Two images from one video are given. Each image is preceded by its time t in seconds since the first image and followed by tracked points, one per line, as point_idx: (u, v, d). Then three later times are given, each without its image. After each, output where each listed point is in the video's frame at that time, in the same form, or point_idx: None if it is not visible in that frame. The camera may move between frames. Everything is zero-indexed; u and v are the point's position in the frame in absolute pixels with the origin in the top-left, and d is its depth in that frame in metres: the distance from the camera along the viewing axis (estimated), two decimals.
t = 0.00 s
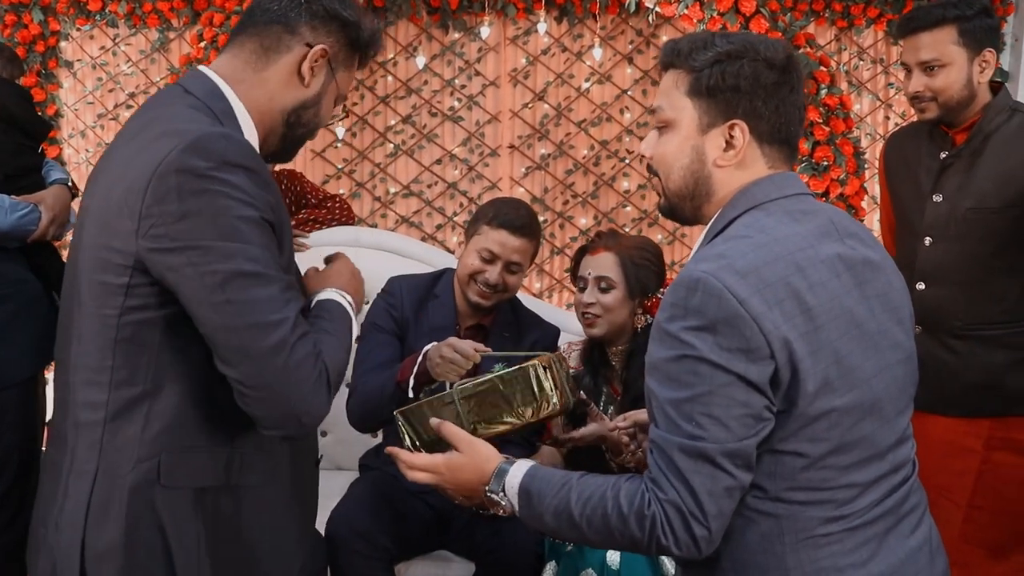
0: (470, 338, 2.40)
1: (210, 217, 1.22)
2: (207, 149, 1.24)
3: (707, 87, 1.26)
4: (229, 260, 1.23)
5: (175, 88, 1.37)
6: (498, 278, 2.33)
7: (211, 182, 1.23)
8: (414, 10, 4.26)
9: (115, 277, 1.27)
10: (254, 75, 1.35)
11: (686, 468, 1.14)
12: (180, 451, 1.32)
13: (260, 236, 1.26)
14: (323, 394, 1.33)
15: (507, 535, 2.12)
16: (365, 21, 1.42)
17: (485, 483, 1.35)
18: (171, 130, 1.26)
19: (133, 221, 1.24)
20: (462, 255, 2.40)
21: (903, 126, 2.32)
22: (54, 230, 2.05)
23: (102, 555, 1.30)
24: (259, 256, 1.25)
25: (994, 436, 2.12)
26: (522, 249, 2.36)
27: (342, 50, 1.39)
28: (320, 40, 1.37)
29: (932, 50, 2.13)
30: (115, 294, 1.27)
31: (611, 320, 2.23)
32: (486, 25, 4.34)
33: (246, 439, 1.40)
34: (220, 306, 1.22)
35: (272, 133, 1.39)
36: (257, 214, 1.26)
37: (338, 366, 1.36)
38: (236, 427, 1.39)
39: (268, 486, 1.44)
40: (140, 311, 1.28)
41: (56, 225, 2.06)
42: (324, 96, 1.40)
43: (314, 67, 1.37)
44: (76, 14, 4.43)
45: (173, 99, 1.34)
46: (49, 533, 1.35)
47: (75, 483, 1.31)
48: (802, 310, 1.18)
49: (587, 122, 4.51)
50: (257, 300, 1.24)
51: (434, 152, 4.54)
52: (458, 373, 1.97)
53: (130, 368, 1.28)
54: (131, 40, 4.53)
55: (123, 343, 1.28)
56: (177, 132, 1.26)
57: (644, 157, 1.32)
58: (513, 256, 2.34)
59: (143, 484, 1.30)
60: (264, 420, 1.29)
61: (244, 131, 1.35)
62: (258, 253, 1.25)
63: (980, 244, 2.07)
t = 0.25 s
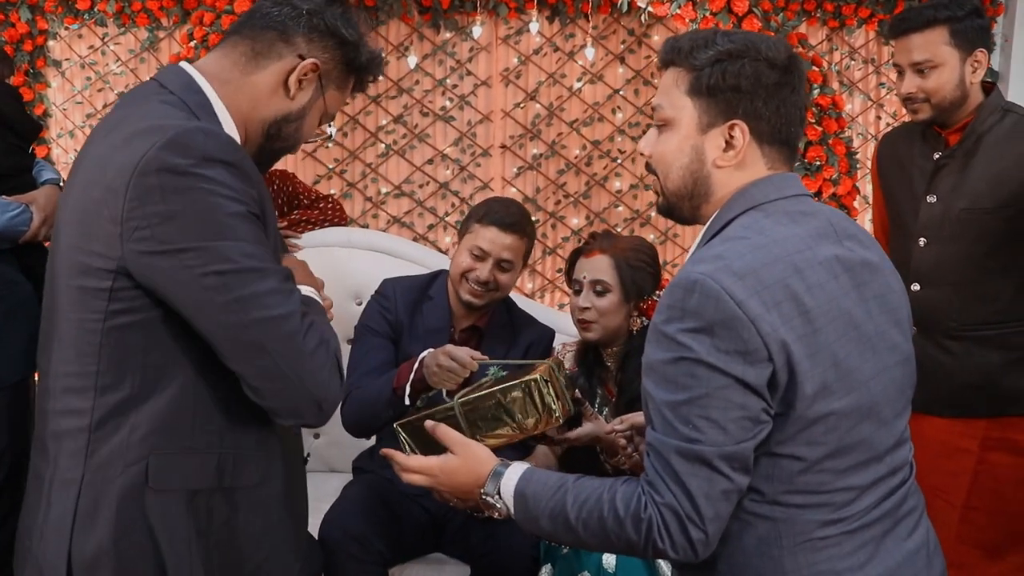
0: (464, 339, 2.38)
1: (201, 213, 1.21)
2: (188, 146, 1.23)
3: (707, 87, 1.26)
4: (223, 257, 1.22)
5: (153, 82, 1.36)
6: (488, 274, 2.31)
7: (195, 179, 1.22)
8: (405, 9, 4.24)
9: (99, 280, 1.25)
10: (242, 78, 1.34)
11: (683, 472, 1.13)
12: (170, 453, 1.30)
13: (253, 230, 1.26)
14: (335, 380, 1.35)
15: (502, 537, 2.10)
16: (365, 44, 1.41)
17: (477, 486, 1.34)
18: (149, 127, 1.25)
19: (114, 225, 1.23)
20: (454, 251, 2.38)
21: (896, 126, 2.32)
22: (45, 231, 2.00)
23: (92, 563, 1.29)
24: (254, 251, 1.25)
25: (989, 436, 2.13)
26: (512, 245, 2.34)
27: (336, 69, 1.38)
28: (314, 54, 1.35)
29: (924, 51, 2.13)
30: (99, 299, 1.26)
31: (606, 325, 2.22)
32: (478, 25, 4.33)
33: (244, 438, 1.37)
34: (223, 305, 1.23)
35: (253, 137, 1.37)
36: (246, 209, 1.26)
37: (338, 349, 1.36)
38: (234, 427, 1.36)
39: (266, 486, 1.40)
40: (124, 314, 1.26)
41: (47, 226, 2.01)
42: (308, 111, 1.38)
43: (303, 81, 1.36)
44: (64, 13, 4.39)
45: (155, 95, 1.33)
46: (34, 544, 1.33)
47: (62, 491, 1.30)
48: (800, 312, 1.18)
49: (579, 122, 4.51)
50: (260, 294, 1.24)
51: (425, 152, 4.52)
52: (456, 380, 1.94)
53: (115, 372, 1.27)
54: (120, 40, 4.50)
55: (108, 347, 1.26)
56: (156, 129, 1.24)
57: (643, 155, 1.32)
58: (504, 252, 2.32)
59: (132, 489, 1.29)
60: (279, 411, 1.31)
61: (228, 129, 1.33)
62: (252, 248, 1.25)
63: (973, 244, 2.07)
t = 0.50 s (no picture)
0: (461, 341, 2.37)
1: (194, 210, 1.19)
2: (175, 143, 1.21)
3: (693, 88, 1.25)
4: (221, 253, 1.21)
5: (135, 75, 1.33)
6: (480, 270, 2.29)
7: (184, 176, 1.20)
8: (399, 9, 4.22)
9: (87, 285, 1.23)
10: (230, 81, 1.32)
11: (684, 475, 1.12)
12: (168, 453, 1.28)
13: (249, 223, 1.25)
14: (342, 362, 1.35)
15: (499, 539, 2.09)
16: (360, 50, 1.38)
17: (478, 490, 1.33)
18: (132, 125, 1.22)
19: (103, 226, 1.21)
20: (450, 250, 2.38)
21: (893, 127, 2.32)
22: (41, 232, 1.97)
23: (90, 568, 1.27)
24: (250, 244, 1.23)
25: (987, 436, 2.13)
26: (506, 242, 2.34)
27: (328, 77, 1.35)
28: (305, 61, 1.33)
29: (921, 51, 2.13)
30: (89, 304, 1.23)
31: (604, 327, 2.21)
32: (472, 24, 4.32)
33: (241, 431, 1.36)
34: (224, 303, 1.22)
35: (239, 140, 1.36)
36: (239, 201, 1.24)
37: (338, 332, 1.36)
38: (231, 422, 1.34)
39: (260, 479, 1.40)
40: (117, 316, 1.24)
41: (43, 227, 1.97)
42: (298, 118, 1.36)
43: (292, 88, 1.33)
44: (56, 13, 4.36)
45: (139, 91, 1.30)
46: (29, 551, 1.31)
47: (55, 498, 1.28)
48: (802, 314, 1.17)
49: (574, 122, 4.50)
50: (263, 283, 1.24)
51: (419, 152, 4.51)
52: (455, 382, 1.93)
53: (108, 375, 1.25)
54: (113, 40, 4.47)
55: (102, 348, 1.24)
56: (139, 126, 1.22)
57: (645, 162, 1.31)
58: (497, 248, 2.33)
59: (131, 492, 1.27)
60: (287, 396, 1.31)
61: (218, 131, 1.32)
62: (248, 241, 1.24)
63: (971, 245, 2.07)
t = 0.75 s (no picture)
0: (458, 343, 2.36)
1: (179, 210, 1.16)
2: (155, 141, 1.16)
3: (666, 99, 1.25)
4: (210, 252, 1.17)
5: (110, 72, 1.28)
6: (480, 269, 2.29)
7: (166, 175, 1.16)
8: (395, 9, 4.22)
9: (73, 292, 1.18)
10: (204, 71, 1.25)
11: (688, 480, 1.12)
12: (164, 458, 1.23)
13: (235, 219, 1.21)
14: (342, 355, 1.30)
15: (497, 543, 2.08)
16: (340, 24, 1.30)
17: (483, 501, 1.33)
18: (109, 124, 1.18)
19: (85, 231, 1.16)
20: (448, 249, 2.38)
21: (890, 128, 2.31)
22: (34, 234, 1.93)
23: None
24: (238, 240, 1.20)
25: (983, 438, 2.13)
26: (505, 241, 2.35)
27: (306, 56, 1.28)
28: (279, 43, 1.26)
29: (919, 51, 2.12)
30: (74, 312, 1.18)
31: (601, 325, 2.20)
32: (468, 25, 4.31)
33: (238, 431, 1.31)
34: (215, 303, 1.18)
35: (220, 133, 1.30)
36: (224, 197, 1.20)
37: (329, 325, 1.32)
38: (229, 422, 1.29)
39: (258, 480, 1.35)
40: (108, 321, 1.19)
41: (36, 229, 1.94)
42: (277, 103, 1.28)
43: (268, 72, 1.26)
44: (49, 13, 4.34)
45: (113, 86, 1.25)
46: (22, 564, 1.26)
47: (48, 509, 1.23)
48: (803, 316, 1.16)
49: (570, 123, 4.50)
50: (254, 277, 1.20)
51: (415, 153, 4.50)
52: (451, 385, 1.90)
53: (99, 382, 1.20)
54: (106, 40, 4.45)
55: (93, 355, 1.20)
56: (116, 125, 1.17)
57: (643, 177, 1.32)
58: (495, 246, 2.33)
59: (127, 500, 1.22)
60: (284, 388, 1.26)
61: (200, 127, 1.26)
62: (236, 237, 1.20)
63: (969, 246, 2.07)
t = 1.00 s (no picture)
0: (457, 346, 2.36)
1: (160, 219, 1.11)
2: (131, 148, 1.11)
3: (657, 109, 1.27)
4: (192, 261, 1.12)
5: (87, 74, 1.23)
6: (481, 271, 2.29)
7: (145, 183, 1.11)
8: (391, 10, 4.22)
9: (53, 305, 1.12)
10: (183, 66, 1.21)
11: (688, 487, 1.12)
12: (154, 469, 1.18)
13: (219, 224, 1.16)
14: (333, 358, 1.27)
15: (497, 546, 2.08)
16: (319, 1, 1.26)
17: (485, 507, 1.33)
18: (83, 130, 1.12)
19: (62, 241, 1.10)
20: (448, 250, 2.38)
21: (889, 130, 2.32)
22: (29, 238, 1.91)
23: None
24: (221, 247, 1.15)
25: (982, 441, 2.14)
26: (506, 242, 2.35)
27: (287, 38, 1.23)
28: (256, 29, 1.22)
29: (919, 53, 2.13)
30: (57, 324, 1.12)
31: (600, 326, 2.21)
32: (464, 26, 4.30)
33: (229, 438, 1.25)
34: (199, 314, 1.13)
35: (206, 131, 1.26)
36: (206, 203, 1.15)
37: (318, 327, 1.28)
38: (220, 429, 1.24)
39: (252, 486, 1.29)
40: (93, 331, 1.13)
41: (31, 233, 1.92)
42: (261, 91, 1.24)
43: (250, 58, 1.22)
44: (44, 13, 4.33)
45: (90, 90, 1.19)
46: None
47: (35, 528, 1.15)
48: (805, 321, 1.16)
49: (566, 124, 4.50)
50: (237, 285, 1.15)
51: (411, 154, 4.49)
52: (451, 390, 1.90)
53: (86, 393, 1.14)
54: (101, 40, 4.43)
55: (79, 366, 1.13)
56: (91, 132, 1.12)
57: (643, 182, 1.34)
58: (496, 249, 2.33)
59: (115, 516, 1.16)
60: (275, 400, 1.22)
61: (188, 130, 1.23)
62: (219, 244, 1.15)
63: (967, 249, 2.08)
